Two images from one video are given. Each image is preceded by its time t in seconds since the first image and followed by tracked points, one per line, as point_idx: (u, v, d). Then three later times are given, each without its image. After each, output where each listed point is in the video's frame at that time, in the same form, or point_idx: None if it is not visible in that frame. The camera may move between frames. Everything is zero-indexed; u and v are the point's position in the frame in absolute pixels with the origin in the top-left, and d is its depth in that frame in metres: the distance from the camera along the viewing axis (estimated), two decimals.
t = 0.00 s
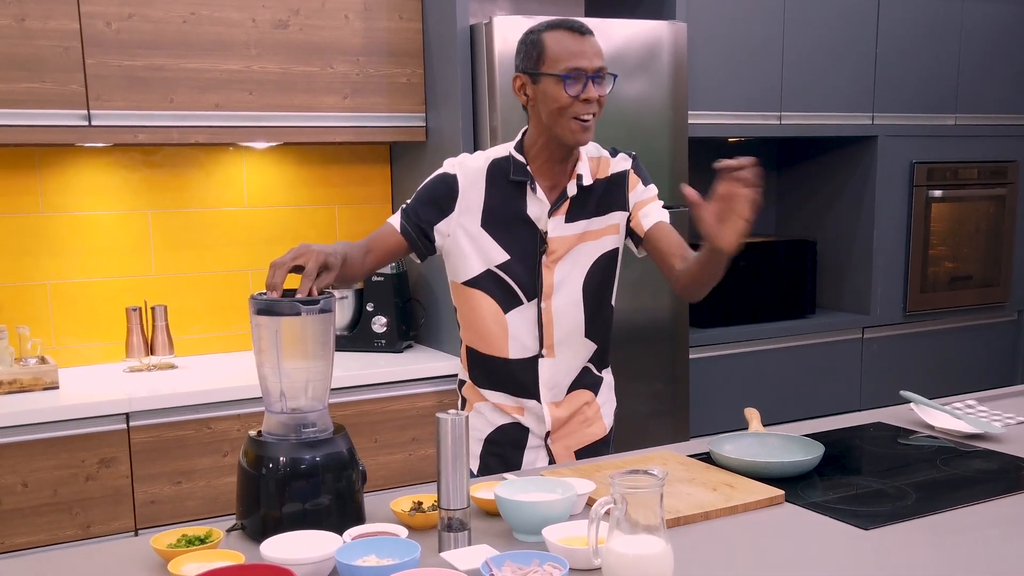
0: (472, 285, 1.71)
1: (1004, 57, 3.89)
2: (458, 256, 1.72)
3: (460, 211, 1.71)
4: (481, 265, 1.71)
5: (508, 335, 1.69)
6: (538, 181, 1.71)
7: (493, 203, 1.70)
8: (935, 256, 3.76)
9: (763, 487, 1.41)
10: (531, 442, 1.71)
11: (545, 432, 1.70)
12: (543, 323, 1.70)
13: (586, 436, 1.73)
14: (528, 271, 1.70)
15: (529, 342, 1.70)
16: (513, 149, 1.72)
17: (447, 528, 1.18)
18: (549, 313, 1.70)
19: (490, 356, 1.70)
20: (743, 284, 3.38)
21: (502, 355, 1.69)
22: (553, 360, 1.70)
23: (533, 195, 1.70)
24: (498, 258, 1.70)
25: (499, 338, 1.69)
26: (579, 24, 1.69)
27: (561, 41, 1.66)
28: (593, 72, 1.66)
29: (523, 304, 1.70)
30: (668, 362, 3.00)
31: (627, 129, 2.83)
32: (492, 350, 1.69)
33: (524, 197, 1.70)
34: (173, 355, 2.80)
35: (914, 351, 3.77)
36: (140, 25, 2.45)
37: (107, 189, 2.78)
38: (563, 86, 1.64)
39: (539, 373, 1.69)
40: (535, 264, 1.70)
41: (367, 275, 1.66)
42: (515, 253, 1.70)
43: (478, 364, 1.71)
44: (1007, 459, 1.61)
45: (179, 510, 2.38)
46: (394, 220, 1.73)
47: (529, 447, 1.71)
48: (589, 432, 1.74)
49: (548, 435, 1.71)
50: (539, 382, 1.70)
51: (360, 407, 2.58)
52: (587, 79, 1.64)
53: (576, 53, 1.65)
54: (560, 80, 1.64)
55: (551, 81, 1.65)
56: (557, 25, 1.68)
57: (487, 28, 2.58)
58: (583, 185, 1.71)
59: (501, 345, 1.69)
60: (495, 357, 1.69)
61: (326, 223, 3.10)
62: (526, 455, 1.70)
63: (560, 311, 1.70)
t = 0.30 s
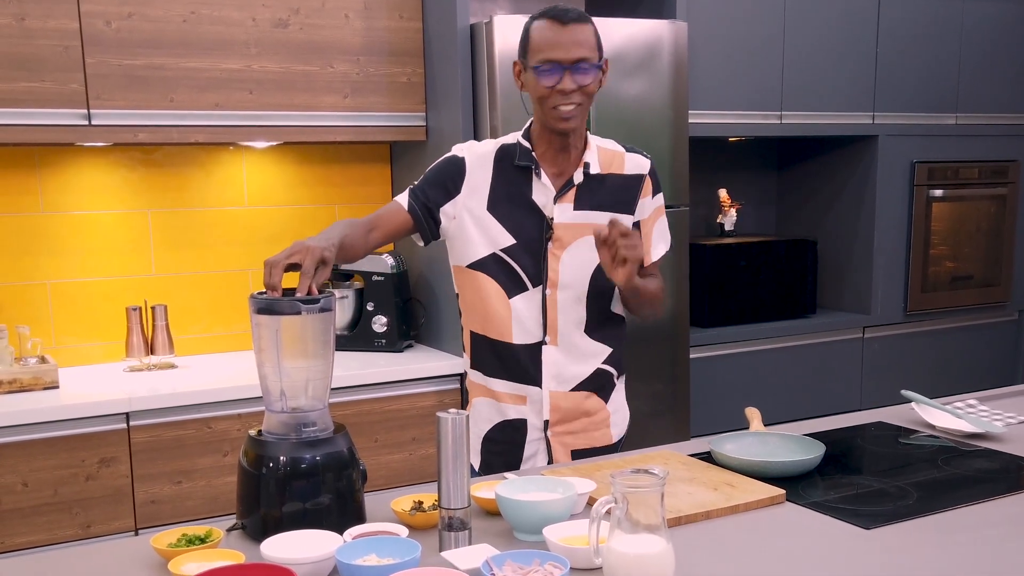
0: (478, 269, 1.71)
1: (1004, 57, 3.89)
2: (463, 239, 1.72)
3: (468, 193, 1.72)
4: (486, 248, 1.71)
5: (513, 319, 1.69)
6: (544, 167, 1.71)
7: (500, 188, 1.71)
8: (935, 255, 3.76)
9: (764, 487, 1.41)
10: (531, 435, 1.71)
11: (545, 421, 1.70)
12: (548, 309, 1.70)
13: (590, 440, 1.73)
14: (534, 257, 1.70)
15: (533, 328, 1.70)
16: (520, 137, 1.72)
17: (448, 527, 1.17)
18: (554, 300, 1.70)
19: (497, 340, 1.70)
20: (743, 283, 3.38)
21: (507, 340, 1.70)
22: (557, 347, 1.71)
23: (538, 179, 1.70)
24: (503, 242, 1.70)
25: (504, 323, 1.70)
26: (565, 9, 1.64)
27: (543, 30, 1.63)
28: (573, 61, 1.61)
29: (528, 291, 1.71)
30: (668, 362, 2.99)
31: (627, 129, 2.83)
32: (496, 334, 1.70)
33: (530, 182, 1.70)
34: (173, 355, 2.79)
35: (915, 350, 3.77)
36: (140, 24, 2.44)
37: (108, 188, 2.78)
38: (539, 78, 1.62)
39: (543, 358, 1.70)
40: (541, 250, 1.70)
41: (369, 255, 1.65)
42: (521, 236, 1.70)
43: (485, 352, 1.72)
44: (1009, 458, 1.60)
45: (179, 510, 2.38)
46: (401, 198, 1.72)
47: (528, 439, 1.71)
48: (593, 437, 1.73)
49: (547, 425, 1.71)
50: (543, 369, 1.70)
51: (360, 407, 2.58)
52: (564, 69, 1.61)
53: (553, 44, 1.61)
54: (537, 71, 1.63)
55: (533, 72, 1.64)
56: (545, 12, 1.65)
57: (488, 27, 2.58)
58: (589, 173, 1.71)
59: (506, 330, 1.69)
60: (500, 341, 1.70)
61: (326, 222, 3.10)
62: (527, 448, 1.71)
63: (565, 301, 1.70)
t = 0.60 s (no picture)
0: (475, 267, 1.71)
1: (1005, 57, 3.88)
2: (462, 235, 1.72)
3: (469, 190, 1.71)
4: (484, 246, 1.71)
5: (508, 318, 1.70)
6: (543, 170, 1.70)
7: (500, 189, 1.71)
8: (935, 256, 3.76)
9: (766, 487, 1.41)
10: (523, 433, 1.70)
11: (539, 421, 1.70)
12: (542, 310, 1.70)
13: (584, 444, 1.72)
14: (530, 259, 1.70)
15: (528, 327, 1.70)
16: (521, 138, 1.71)
17: (449, 527, 1.17)
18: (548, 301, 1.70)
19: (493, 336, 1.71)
20: (744, 283, 3.38)
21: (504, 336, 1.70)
22: (548, 350, 1.70)
23: (536, 183, 1.69)
24: (502, 242, 1.70)
25: (499, 321, 1.70)
26: (543, 18, 1.60)
27: (521, 42, 1.61)
28: (544, 75, 1.59)
29: (522, 291, 1.71)
30: (669, 361, 2.99)
31: (628, 129, 2.83)
32: (492, 330, 1.71)
33: (529, 185, 1.70)
34: (174, 354, 2.79)
35: (915, 350, 3.77)
36: (141, 24, 2.44)
37: (108, 188, 2.78)
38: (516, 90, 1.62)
39: (536, 360, 1.69)
40: (537, 253, 1.70)
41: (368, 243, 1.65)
42: (519, 239, 1.70)
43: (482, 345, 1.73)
44: (1011, 459, 1.60)
45: (180, 510, 2.38)
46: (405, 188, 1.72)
47: (521, 437, 1.71)
48: (588, 439, 1.72)
49: (541, 424, 1.70)
50: (537, 368, 1.69)
51: (360, 407, 2.58)
52: (536, 83, 1.59)
53: (526, 57, 1.59)
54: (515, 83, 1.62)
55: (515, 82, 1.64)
56: (528, 21, 1.62)
57: (489, 26, 2.58)
58: (588, 178, 1.69)
59: (501, 327, 1.70)
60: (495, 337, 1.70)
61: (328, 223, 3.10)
62: (518, 445, 1.71)
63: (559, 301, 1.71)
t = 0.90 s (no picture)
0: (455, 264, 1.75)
1: (1008, 56, 3.88)
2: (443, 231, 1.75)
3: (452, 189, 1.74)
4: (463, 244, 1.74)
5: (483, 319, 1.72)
6: (521, 174, 1.70)
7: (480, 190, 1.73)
8: (939, 256, 3.76)
9: (768, 487, 1.41)
10: (497, 432, 1.73)
11: (511, 423, 1.71)
12: (514, 313, 1.70)
13: (561, 446, 1.70)
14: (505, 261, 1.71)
15: (500, 329, 1.71)
16: (502, 141, 1.72)
17: (452, 527, 1.17)
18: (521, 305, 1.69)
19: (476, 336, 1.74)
20: (747, 283, 3.38)
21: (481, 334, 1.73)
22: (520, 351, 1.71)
23: (513, 187, 1.70)
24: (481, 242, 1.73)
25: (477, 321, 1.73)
26: (518, 29, 1.54)
27: (496, 53, 1.56)
28: (521, 89, 1.55)
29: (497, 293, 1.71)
30: (671, 361, 2.99)
31: (631, 128, 2.83)
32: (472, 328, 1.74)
33: (506, 189, 1.71)
34: (177, 354, 2.80)
35: (919, 350, 3.77)
36: (144, 24, 2.45)
37: (111, 188, 2.78)
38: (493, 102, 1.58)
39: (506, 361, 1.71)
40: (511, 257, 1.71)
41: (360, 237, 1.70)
42: (498, 239, 1.72)
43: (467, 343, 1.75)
44: (1013, 459, 1.60)
45: (182, 510, 2.38)
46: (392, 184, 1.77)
47: (495, 436, 1.73)
48: (564, 443, 1.70)
49: (513, 426, 1.72)
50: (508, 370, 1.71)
51: (363, 407, 2.58)
52: (513, 98, 1.56)
53: (502, 71, 1.55)
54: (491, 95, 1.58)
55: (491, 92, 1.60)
56: (503, 28, 1.56)
57: (492, 26, 2.58)
58: (564, 183, 1.68)
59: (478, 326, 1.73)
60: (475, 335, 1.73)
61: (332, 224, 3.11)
62: (492, 444, 1.73)
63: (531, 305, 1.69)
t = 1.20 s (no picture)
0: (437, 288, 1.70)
1: (1014, 56, 3.87)
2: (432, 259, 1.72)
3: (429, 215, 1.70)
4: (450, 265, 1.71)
5: (462, 336, 1.67)
6: (495, 180, 1.68)
7: (453, 205, 1.69)
8: (944, 256, 3.75)
9: (774, 487, 1.41)
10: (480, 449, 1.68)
11: (494, 437, 1.67)
12: (498, 325, 1.66)
13: (545, 450, 1.68)
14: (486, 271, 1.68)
15: (481, 343, 1.66)
16: (471, 147, 1.70)
17: (457, 527, 1.17)
18: (506, 315, 1.65)
19: (450, 358, 1.69)
20: (752, 283, 3.38)
21: (456, 356, 1.68)
22: (506, 363, 1.67)
23: (488, 193, 1.67)
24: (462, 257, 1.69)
25: (456, 341, 1.68)
26: (486, 38, 1.52)
27: (464, 63, 1.53)
28: (492, 99, 1.53)
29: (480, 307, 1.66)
30: (676, 361, 2.99)
31: (635, 128, 2.82)
32: (448, 351, 1.69)
33: (480, 195, 1.68)
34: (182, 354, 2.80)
35: (924, 350, 3.76)
36: (150, 24, 2.45)
37: (116, 188, 2.79)
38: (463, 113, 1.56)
39: (490, 375, 1.67)
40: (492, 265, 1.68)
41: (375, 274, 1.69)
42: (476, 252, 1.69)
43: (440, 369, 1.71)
44: (1018, 459, 1.60)
45: (187, 509, 2.39)
46: (369, 249, 1.69)
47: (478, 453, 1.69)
48: (547, 445, 1.68)
49: (497, 441, 1.68)
50: (491, 386, 1.67)
51: (368, 407, 2.58)
52: (484, 108, 1.53)
53: (471, 81, 1.52)
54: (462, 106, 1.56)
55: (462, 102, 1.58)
56: (471, 37, 1.54)
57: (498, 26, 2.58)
58: (540, 186, 1.67)
59: (457, 346, 1.68)
60: (451, 358, 1.69)
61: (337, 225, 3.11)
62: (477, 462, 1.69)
63: (515, 314, 1.66)
